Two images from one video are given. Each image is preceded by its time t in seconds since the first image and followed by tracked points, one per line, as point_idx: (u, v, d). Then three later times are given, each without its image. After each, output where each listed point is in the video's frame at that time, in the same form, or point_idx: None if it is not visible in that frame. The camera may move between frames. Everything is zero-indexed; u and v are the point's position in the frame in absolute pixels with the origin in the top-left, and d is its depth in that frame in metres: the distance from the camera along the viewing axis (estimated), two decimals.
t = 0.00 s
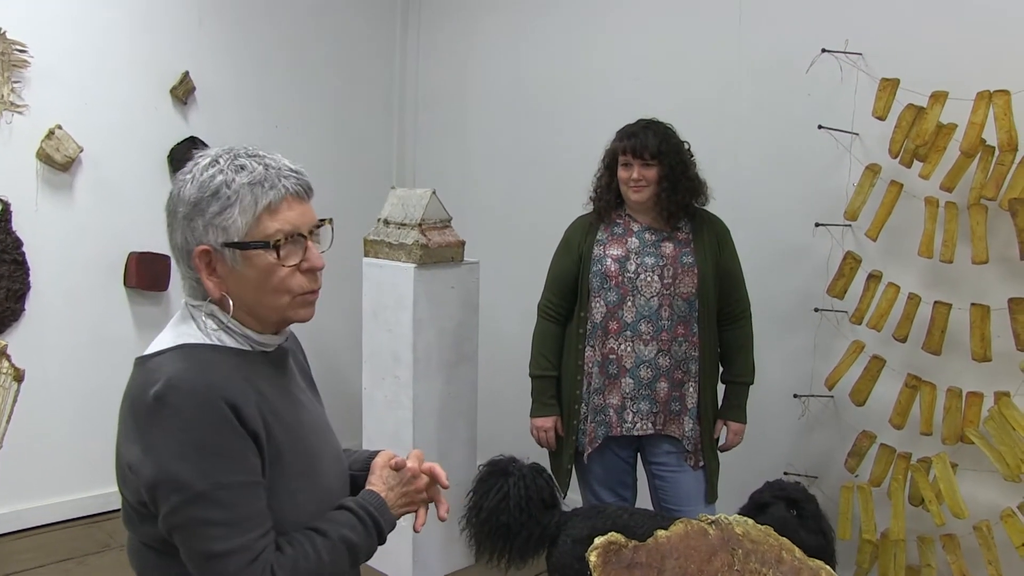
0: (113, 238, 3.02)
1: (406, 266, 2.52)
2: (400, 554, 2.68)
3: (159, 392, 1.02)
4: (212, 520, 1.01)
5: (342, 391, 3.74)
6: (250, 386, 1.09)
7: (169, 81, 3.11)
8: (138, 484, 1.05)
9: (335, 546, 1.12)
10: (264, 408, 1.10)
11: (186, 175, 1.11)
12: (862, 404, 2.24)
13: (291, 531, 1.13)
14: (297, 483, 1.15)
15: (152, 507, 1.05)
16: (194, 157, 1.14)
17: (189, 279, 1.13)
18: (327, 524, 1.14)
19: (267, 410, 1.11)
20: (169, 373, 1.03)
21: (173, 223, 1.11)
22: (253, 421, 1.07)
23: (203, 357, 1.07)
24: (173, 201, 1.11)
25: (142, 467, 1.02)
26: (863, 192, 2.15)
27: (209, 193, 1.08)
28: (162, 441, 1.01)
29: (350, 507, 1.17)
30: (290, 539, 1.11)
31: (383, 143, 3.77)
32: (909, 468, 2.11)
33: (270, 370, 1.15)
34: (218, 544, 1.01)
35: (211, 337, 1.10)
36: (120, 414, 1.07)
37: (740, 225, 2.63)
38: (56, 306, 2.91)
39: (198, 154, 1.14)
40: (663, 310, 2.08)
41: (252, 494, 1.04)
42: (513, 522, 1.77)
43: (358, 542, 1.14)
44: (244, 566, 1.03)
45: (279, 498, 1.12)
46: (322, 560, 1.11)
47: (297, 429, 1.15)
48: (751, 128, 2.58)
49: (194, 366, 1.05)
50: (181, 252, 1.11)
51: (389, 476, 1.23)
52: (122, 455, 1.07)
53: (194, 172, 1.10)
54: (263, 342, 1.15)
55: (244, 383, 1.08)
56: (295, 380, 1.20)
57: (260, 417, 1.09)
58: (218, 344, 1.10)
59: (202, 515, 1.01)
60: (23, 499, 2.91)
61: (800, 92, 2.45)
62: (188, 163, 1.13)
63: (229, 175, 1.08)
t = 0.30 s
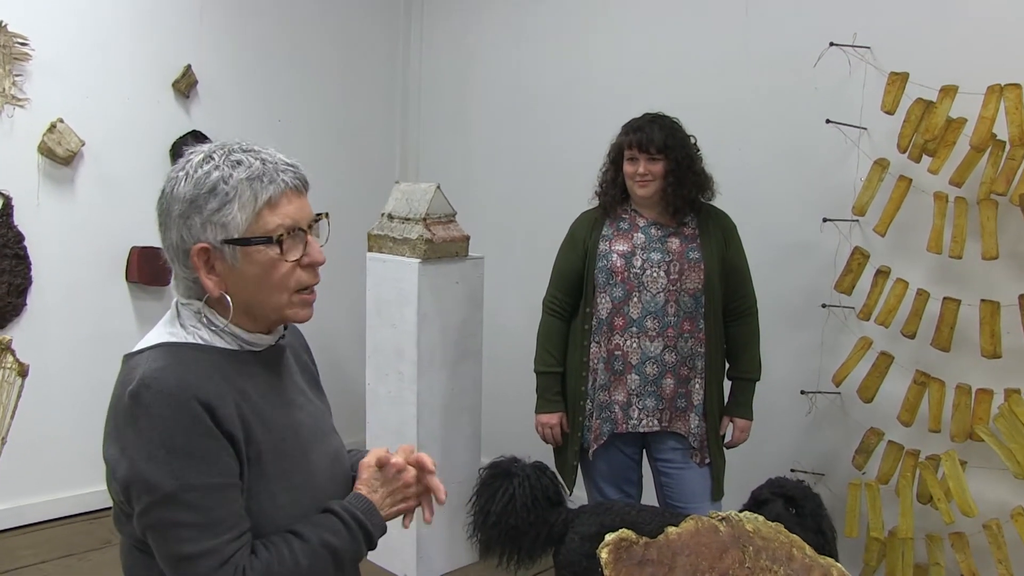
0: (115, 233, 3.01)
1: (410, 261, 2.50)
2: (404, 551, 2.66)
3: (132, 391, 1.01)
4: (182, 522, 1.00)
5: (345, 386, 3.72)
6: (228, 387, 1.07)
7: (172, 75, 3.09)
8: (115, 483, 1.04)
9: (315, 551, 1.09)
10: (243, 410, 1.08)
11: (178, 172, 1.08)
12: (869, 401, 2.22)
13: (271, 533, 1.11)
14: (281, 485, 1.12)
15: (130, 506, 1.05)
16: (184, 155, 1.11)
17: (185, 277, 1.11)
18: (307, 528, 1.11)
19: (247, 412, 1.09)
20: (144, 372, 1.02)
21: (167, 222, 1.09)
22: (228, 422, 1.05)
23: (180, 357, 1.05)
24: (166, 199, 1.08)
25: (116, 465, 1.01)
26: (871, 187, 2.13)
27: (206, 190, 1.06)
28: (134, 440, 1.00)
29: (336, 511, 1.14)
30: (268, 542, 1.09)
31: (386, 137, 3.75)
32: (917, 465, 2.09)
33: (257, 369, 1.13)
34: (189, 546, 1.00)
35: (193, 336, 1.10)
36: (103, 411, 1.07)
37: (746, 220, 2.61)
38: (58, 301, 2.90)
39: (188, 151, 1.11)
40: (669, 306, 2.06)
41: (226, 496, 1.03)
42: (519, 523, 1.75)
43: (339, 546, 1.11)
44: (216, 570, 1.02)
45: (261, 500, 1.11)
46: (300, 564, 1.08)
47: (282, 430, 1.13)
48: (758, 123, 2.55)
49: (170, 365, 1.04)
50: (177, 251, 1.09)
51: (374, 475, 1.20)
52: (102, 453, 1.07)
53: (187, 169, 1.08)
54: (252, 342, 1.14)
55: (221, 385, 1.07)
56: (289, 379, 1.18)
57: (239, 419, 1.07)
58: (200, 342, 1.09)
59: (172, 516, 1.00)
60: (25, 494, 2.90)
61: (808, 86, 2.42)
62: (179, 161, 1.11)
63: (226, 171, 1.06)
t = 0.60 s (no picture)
0: (125, 231, 3.01)
1: (422, 259, 2.49)
2: (414, 551, 2.65)
3: (152, 390, 1.00)
4: (204, 522, 0.99)
5: (355, 385, 3.71)
6: (248, 388, 1.07)
7: (182, 72, 3.08)
8: (134, 485, 1.03)
9: (336, 552, 1.08)
10: (264, 410, 1.07)
11: (207, 172, 1.07)
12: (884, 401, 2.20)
13: (292, 535, 1.10)
14: (299, 486, 1.12)
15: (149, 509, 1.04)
16: (208, 156, 1.10)
17: (215, 279, 1.09)
18: (329, 529, 1.10)
19: (266, 411, 1.08)
20: (164, 371, 1.02)
21: (196, 224, 1.07)
22: (248, 421, 1.04)
23: (199, 356, 1.04)
24: (194, 200, 1.07)
25: (136, 466, 1.00)
26: (887, 186, 2.11)
27: (240, 189, 1.05)
28: (155, 439, 0.99)
29: (358, 513, 1.13)
30: (289, 543, 1.07)
31: (397, 135, 3.74)
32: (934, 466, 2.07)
33: (275, 368, 1.12)
34: (211, 546, 0.99)
35: (211, 334, 1.09)
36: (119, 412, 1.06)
37: (760, 219, 2.59)
38: (68, 298, 2.89)
39: (212, 152, 1.10)
40: (682, 305, 2.04)
41: (248, 496, 1.02)
42: (530, 524, 1.73)
43: (361, 548, 1.10)
44: (238, 570, 1.00)
45: (280, 502, 1.10)
46: (322, 564, 1.07)
47: (300, 431, 1.12)
48: (772, 120, 2.53)
49: (189, 365, 1.03)
50: (207, 253, 1.07)
51: (409, 482, 1.21)
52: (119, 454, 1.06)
53: (217, 169, 1.06)
54: (276, 339, 1.13)
55: (241, 384, 1.06)
56: (306, 378, 1.18)
57: (259, 419, 1.06)
58: (219, 341, 1.08)
59: (193, 517, 0.98)
60: (35, 492, 2.90)
61: (823, 83, 2.40)
62: (203, 162, 1.09)
63: (260, 169, 1.06)
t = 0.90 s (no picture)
0: (130, 227, 3.00)
1: (430, 255, 2.47)
2: (421, 548, 2.64)
3: (175, 389, 0.99)
4: (230, 521, 0.98)
5: (360, 382, 3.70)
6: (270, 385, 1.06)
7: (187, 68, 3.07)
8: (156, 485, 1.02)
9: (360, 549, 1.08)
10: (286, 407, 1.07)
11: (230, 166, 1.05)
12: (894, 399, 2.18)
13: (314, 533, 1.09)
14: (321, 485, 1.11)
15: (171, 509, 1.02)
16: (228, 150, 1.08)
17: (234, 274, 1.07)
18: (351, 526, 1.09)
19: (289, 409, 1.07)
20: (186, 370, 1.00)
21: (218, 218, 1.05)
22: (272, 419, 1.03)
23: (221, 354, 1.03)
24: (217, 194, 1.05)
25: (159, 466, 0.99)
26: (897, 182, 2.09)
27: (267, 184, 1.04)
28: (179, 438, 0.98)
29: (379, 509, 1.13)
30: (313, 541, 1.07)
31: (402, 131, 3.73)
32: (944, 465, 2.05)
33: (293, 366, 1.11)
34: (237, 546, 0.98)
35: (228, 331, 1.07)
36: (138, 411, 1.05)
37: (769, 215, 2.57)
38: (73, 294, 2.88)
39: (232, 146, 1.08)
40: (692, 302, 2.03)
41: (273, 494, 1.01)
42: (539, 524, 1.73)
43: (384, 544, 1.10)
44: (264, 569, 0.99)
45: (303, 500, 1.09)
46: (346, 562, 1.06)
47: (320, 428, 1.11)
48: (782, 116, 2.51)
49: (212, 363, 1.02)
50: (230, 248, 1.05)
51: (423, 475, 1.21)
52: (139, 454, 1.04)
53: (242, 164, 1.05)
54: (292, 336, 1.12)
55: (264, 382, 1.05)
56: (320, 376, 1.17)
57: (282, 417, 1.05)
58: (237, 340, 1.07)
59: (220, 516, 0.97)
60: (40, 489, 2.89)
61: (833, 79, 2.39)
62: (224, 155, 1.08)
63: (287, 165, 1.06)
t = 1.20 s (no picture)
0: (130, 226, 2.98)
1: (433, 253, 2.46)
2: (424, 548, 2.63)
3: (191, 390, 0.98)
4: (252, 520, 0.97)
5: (363, 381, 3.69)
6: (286, 383, 1.05)
7: (188, 65, 3.05)
8: (172, 486, 1.01)
9: (378, 545, 1.08)
10: (302, 404, 1.06)
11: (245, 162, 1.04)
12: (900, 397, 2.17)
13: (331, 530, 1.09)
14: (335, 482, 1.10)
15: (188, 510, 1.01)
16: (238, 146, 1.07)
17: (251, 271, 1.06)
18: (367, 522, 1.09)
19: (304, 406, 1.06)
20: (202, 370, 0.99)
21: (236, 214, 1.03)
22: (289, 417, 1.03)
23: (236, 353, 1.02)
24: (233, 189, 1.03)
25: (176, 467, 0.97)
26: (904, 180, 2.08)
27: (287, 178, 1.03)
28: (197, 438, 0.97)
29: (390, 503, 1.12)
30: (331, 538, 1.06)
31: (404, 129, 3.71)
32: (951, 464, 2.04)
33: (305, 362, 1.10)
34: (259, 545, 0.97)
35: (241, 330, 1.06)
36: (151, 413, 1.03)
37: (774, 213, 2.56)
38: (74, 294, 2.87)
39: (242, 143, 1.07)
40: (697, 300, 2.02)
41: (292, 492, 1.00)
42: (543, 526, 1.71)
43: (400, 539, 1.10)
44: (286, 568, 0.99)
45: (319, 498, 1.08)
46: (365, 558, 1.06)
47: (333, 426, 1.11)
48: (787, 114, 2.50)
49: (227, 362, 1.01)
50: (248, 243, 1.04)
51: (425, 468, 1.20)
52: (153, 456, 1.03)
53: (258, 159, 1.04)
54: (300, 335, 1.10)
55: (280, 379, 1.04)
56: (327, 373, 1.15)
57: (298, 415, 1.05)
58: (250, 338, 1.06)
59: (241, 516, 0.97)
60: (40, 489, 2.87)
61: (839, 76, 2.38)
62: (235, 152, 1.06)
63: (305, 159, 1.05)
